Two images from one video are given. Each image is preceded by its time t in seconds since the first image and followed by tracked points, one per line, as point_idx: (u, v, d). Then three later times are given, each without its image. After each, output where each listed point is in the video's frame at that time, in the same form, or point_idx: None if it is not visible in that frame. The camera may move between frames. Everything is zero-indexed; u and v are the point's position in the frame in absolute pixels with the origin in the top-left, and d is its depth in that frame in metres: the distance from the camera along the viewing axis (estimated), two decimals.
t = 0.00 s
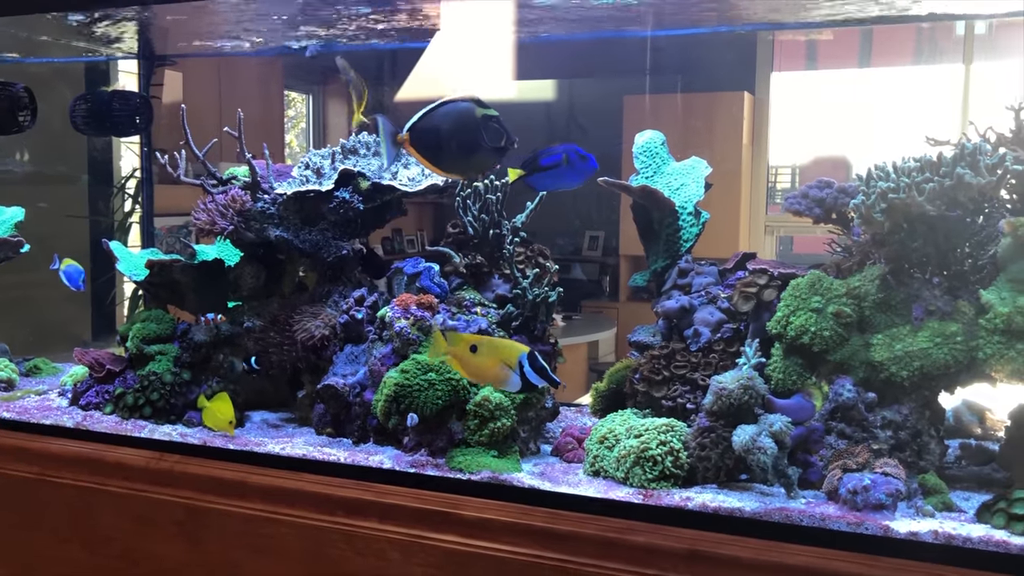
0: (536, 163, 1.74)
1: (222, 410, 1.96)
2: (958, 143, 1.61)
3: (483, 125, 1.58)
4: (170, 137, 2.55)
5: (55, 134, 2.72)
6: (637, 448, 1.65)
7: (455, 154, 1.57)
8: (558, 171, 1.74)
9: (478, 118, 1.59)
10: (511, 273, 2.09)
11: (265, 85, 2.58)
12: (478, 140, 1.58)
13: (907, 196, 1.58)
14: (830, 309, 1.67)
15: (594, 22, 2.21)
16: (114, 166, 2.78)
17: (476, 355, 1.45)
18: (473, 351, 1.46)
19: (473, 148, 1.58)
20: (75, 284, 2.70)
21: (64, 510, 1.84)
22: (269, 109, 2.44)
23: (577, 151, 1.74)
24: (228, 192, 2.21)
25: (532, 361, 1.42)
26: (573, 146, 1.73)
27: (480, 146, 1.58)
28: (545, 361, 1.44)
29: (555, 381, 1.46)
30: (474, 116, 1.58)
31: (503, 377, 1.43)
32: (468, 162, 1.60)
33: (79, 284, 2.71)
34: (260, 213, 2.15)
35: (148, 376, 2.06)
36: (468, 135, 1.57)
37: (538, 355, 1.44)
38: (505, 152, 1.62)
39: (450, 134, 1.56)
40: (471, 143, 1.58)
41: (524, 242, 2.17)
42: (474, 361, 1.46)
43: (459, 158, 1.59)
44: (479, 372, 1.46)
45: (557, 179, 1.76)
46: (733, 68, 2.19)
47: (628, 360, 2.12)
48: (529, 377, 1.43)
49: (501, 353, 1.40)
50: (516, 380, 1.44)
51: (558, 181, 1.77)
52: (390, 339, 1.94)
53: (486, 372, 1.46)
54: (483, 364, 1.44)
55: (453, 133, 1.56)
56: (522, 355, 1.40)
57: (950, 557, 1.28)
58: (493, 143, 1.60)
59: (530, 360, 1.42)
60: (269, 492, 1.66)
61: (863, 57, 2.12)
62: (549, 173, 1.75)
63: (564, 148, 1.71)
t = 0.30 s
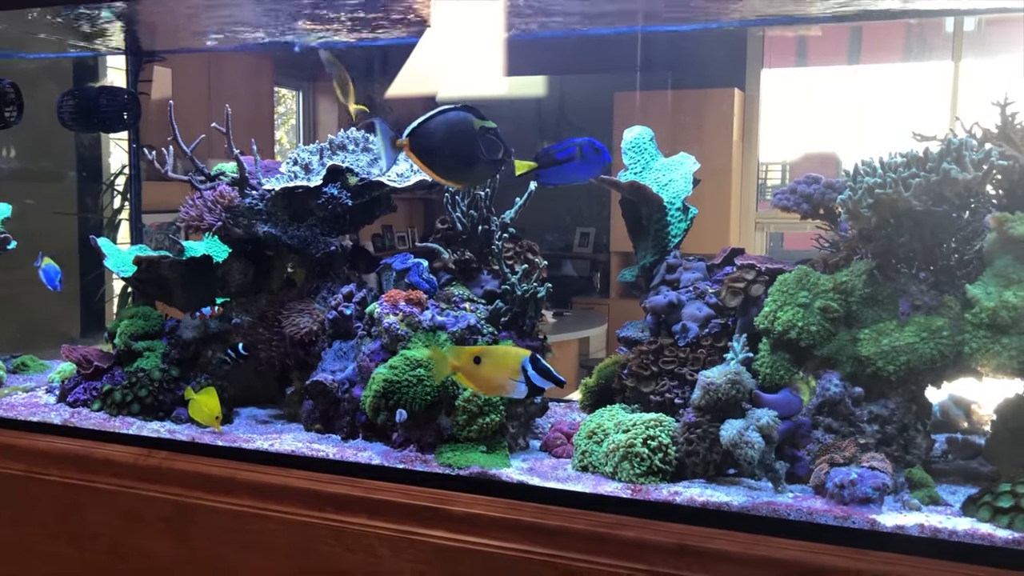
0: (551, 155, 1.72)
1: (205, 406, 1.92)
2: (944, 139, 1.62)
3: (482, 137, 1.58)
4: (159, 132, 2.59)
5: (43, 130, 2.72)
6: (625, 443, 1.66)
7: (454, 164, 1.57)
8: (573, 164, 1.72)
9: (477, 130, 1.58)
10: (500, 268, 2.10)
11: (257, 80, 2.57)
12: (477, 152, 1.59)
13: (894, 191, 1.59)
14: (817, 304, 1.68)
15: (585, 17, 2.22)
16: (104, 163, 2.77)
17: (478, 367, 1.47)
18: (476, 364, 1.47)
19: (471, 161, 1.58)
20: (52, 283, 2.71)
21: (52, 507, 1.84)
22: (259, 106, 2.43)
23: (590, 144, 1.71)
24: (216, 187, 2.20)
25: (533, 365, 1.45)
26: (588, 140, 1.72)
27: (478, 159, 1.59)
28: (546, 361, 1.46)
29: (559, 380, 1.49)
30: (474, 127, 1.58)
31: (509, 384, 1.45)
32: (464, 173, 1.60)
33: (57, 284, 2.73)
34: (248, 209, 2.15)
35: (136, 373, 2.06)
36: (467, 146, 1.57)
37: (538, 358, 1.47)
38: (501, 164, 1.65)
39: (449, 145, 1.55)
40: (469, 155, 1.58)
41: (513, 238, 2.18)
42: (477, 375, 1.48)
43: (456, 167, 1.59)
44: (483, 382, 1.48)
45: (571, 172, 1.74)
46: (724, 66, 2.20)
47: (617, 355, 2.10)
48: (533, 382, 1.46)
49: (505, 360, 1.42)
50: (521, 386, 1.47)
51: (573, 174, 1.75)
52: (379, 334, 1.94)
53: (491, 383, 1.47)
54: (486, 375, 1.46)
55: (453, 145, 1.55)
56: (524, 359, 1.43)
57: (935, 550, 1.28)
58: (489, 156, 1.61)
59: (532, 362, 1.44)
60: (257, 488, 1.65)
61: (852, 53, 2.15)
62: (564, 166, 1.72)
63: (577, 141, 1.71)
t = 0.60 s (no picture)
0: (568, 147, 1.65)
1: (201, 404, 1.92)
2: (931, 133, 1.62)
3: (480, 147, 1.56)
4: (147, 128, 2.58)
5: (31, 125, 2.72)
6: (613, 436, 1.67)
7: (451, 172, 1.55)
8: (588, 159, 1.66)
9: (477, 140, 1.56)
10: (490, 263, 2.11)
11: (246, 75, 2.55)
12: (476, 161, 1.55)
13: (881, 184, 1.60)
14: (804, 298, 1.69)
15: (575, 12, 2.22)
16: (94, 160, 2.76)
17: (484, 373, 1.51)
18: (482, 370, 1.51)
19: (469, 170, 1.55)
20: (30, 284, 2.70)
21: (40, 502, 1.83)
22: (248, 102, 2.41)
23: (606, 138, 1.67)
24: (204, 182, 2.20)
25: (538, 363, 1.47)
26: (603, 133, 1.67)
27: (477, 167, 1.56)
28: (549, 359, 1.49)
29: (562, 376, 1.53)
30: (472, 136, 1.55)
31: (516, 388, 1.49)
32: (463, 181, 1.56)
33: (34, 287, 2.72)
34: (236, 203, 2.16)
35: (124, 368, 2.05)
36: (464, 156, 1.54)
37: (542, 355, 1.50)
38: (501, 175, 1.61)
39: (445, 152, 1.53)
40: (467, 164, 1.55)
41: (502, 233, 2.16)
42: (484, 380, 1.52)
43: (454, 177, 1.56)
44: (491, 387, 1.51)
45: (583, 166, 1.67)
46: (712, 67, 2.20)
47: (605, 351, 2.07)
48: (540, 380, 1.49)
49: (509, 363, 1.46)
50: (528, 386, 1.49)
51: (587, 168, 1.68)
52: (368, 329, 1.94)
53: (498, 387, 1.50)
54: (493, 380, 1.50)
55: (449, 153, 1.53)
56: (529, 360, 1.46)
57: (920, 542, 1.29)
58: (489, 167, 1.58)
59: (537, 362, 1.47)
60: (246, 483, 1.65)
61: (842, 48, 2.16)
62: (579, 159, 1.66)
63: (594, 134, 1.64)
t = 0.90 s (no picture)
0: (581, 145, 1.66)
1: (193, 400, 1.92)
2: (919, 131, 1.62)
3: (477, 155, 1.54)
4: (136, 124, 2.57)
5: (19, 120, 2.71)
6: (602, 433, 1.67)
7: (448, 181, 1.54)
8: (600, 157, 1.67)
9: (473, 148, 1.54)
10: (479, 260, 2.08)
11: (236, 72, 2.54)
12: (473, 169, 1.55)
13: (869, 183, 1.59)
14: (792, 295, 1.69)
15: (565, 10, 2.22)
16: (83, 156, 2.73)
17: (486, 376, 1.49)
18: (483, 375, 1.50)
19: (466, 178, 1.55)
20: (14, 292, 2.64)
21: (27, 500, 1.83)
22: (238, 100, 2.41)
23: (619, 137, 1.68)
24: (193, 178, 2.20)
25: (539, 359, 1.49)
26: (617, 133, 1.68)
27: (474, 176, 1.55)
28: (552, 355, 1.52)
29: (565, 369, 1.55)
30: (467, 144, 1.54)
31: (520, 384, 1.48)
32: (460, 189, 1.56)
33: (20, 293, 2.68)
34: (224, 200, 2.14)
35: (112, 366, 2.05)
36: (460, 166, 1.53)
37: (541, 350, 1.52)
38: (498, 183, 1.60)
39: (440, 162, 1.53)
40: (464, 173, 1.54)
41: (491, 230, 2.15)
42: (487, 384, 1.50)
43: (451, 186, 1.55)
44: (495, 389, 1.49)
45: (597, 164, 1.68)
46: (707, 60, 2.21)
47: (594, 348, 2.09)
48: (541, 375, 1.51)
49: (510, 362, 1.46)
50: (530, 382, 1.50)
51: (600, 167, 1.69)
52: (357, 327, 1.95)
53: (502, 388, 1.49)
54: (496, 383, 1.48)
55: (445, 163, 1.53)
56: (529, 356, 1.47)
57: (907, 540, 1.29)
58: (487, 174, 1.57)
59: (537, 358, 1.49)
60: (235, 481, 1.65)
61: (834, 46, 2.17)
62: (592, 156, 1.66)
63: (608, 132, 1.66)
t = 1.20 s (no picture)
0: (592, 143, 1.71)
1: (179, 396, 1.90)
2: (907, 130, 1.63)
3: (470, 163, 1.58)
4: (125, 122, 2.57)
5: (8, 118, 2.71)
6: (591, 431, 1.67)
7: (440, 186, 1.57)
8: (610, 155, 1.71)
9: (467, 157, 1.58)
10: (469, 258, 2.09)
11: (228, 69, 2.54)
12: (464, 177, 1.58)
13: (857, 181, 1.59)
14: (780, 293, 1.70)
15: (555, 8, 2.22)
16: (74, 155, 2.74)
17: (491, 378, 1.53)
18: (488, 377, 1.54)
19: (457, 185, 1.58)
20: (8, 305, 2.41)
21: (16, 497, 1.83)
22: (229, 97, 2.41)
23: (630, 137, 1.71)
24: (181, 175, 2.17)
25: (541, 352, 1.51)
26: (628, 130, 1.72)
27: (465, 184, 1.58)
28: (553, 346, 1.55)
29: (568, 358, 1.58)
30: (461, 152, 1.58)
31: (526, 380, 1.51)
32: (451, 197, 1.59)
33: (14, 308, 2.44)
34: (214, 197, 2.12)
35: (100, 363, 2.04)
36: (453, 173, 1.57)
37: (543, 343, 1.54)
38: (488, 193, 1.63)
39: (435, 167, 1.56)
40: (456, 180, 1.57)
41: (481, 227, 2.15)
42: (492, 386, 1.54)
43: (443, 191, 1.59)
44: (500, 390, 1.53)
45: (606, 163, 1.73)
46: (699, 59, 2.23)
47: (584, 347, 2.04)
48: (546, 367, 1.53)
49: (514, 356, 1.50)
50: (537, 376, 1.52)
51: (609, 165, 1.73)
52: (346, 325, 1.96)
53: (508, 387, 1.52)
54: (502, 383, 1.52)
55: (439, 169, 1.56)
56: (532, 350, 1.49)
57: (893, 537, 1.29)
58: (477, 183, 1.60)
59: (541, 350, 1.51)
60: (224, 479, 1.64)
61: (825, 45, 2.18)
62: (603, 153, 1.71)
63: (618, 131, 1.70)
